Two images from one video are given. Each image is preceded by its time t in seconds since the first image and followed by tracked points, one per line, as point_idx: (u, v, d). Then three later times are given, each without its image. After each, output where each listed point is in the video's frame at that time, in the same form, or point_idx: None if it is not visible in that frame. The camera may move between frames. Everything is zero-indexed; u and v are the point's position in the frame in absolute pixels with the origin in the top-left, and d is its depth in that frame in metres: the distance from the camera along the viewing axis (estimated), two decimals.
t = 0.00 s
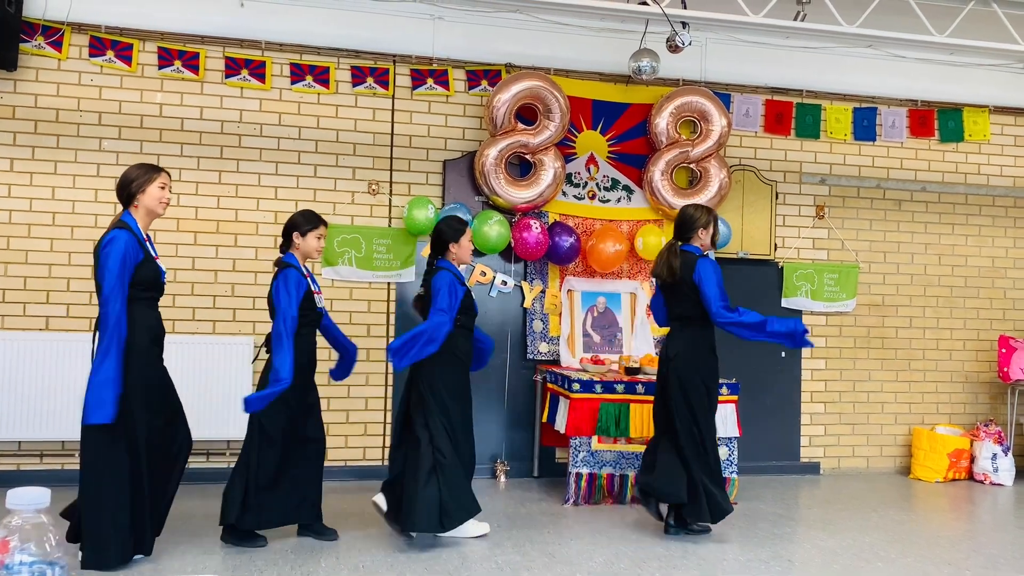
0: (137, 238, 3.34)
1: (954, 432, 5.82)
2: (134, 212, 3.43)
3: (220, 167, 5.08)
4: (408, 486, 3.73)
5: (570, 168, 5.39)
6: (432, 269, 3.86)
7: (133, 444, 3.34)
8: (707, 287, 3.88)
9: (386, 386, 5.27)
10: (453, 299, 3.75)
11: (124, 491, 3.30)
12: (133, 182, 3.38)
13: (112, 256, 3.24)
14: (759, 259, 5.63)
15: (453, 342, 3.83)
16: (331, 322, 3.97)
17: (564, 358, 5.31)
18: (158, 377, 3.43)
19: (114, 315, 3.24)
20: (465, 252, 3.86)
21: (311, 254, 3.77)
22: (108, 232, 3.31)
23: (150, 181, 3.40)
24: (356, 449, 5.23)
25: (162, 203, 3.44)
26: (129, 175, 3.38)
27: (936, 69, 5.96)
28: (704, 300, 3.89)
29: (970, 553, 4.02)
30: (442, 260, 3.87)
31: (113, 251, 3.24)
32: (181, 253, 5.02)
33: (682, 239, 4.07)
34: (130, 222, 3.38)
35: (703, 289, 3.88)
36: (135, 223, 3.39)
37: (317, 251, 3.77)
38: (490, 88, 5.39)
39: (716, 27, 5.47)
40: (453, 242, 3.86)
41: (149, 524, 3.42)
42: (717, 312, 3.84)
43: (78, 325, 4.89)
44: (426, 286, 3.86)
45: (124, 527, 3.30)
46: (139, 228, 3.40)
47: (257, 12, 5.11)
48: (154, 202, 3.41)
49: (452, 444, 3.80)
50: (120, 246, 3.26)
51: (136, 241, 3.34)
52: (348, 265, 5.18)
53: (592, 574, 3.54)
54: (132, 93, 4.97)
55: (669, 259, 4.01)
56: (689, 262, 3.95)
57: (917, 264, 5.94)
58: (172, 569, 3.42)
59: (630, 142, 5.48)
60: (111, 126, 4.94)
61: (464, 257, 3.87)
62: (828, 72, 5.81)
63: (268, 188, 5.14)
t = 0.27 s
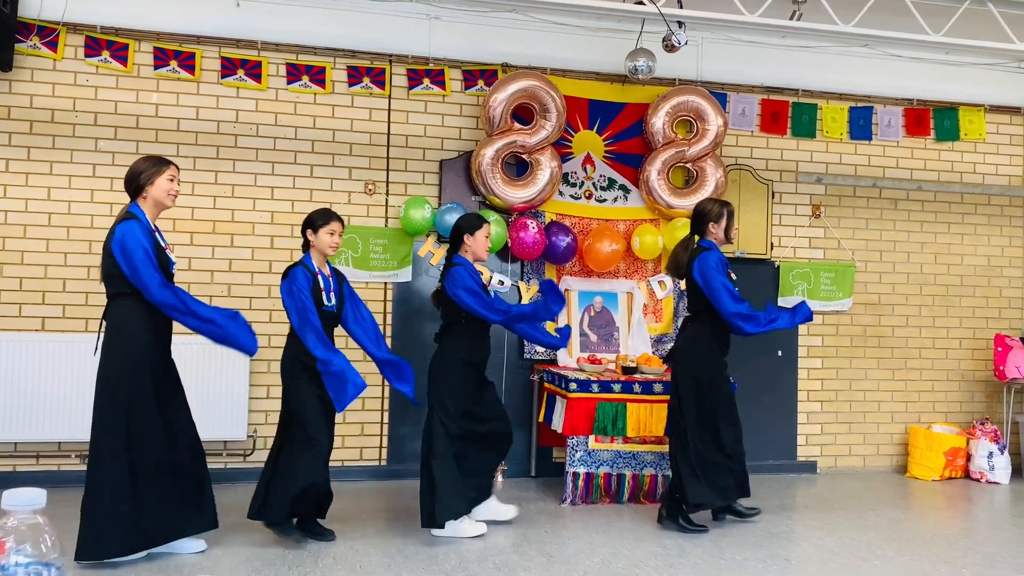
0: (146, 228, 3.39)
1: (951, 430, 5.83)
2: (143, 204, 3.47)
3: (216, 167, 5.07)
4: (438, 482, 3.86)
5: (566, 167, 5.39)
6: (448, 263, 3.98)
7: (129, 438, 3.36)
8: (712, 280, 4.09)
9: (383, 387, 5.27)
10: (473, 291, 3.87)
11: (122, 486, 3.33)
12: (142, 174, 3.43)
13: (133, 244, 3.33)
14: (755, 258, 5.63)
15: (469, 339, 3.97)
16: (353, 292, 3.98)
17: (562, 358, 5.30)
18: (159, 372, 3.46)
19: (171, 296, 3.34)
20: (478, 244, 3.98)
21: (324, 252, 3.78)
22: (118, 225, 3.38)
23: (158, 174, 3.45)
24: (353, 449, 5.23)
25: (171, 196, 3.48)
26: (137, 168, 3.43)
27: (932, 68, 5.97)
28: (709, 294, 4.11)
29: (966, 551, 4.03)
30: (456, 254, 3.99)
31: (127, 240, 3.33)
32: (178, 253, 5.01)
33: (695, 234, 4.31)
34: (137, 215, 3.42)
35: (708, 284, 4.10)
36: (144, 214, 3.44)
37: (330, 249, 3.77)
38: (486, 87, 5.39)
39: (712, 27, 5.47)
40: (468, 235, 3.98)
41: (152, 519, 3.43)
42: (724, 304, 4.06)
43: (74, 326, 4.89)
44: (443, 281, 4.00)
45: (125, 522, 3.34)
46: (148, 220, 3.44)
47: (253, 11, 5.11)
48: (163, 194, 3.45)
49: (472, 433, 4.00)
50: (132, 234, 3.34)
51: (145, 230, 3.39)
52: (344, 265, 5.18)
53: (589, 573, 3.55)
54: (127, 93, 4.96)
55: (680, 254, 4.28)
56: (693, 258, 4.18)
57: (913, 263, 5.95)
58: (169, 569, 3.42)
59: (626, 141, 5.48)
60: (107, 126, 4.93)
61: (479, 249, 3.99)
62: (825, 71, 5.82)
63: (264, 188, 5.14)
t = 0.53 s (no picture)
0: (160, 231, 3.38)
1: (946, 430, 5.84)
2: (157, 206, 3.46)
3: (212, 168, 5.07)
4: (458, 478, 4.00)
5: (562, 167, 5.39)
6: (475, 271, 4.08)
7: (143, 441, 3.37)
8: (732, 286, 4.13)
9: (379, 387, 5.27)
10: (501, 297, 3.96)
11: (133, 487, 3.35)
12: (155, 176, 3.42)
13: (145, 248, 3.32)
14: (751, 258, 5.64)
15: (498, 344, 4.04)
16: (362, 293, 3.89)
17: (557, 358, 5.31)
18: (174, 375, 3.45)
19: (185, 295, 3.39)
20: (503, 249, 4.08)
21: (339, 256, 3.76)
22: (132, 227, 3.37)
23: (172, 176, 3.44)
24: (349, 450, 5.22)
25: (185, 197, 3.47)
26: (152, 170, 3.42)
27: (927, 68, 5.99)
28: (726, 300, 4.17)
29: (961, 550, 4.04)
30: (483, 261, 4.11)
31: (141, 243, 3.32)
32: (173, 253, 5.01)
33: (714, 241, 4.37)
34: (152, 216, 3.41)
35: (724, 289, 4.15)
36: (157, 215, 3.42)
37: (347, 253, 3.76)
38: (482, 88, 5.39)
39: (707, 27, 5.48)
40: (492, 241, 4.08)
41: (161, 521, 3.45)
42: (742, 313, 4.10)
43: (69, 327, 4.88)
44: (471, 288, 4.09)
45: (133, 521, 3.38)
46: (161, 222, 3.43)
47: (248, 12, 5.10)
48: (177, 196, 3.45)
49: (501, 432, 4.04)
50: (144, 236, 3.33)
51: (157, 231, 3.38)
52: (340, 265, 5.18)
53: (585, 573, 3.55)
54: (122, 93, 4.95)
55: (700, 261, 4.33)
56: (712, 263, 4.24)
57: (909, 262, 5.96)
58: (164, 570, 3.42)
59: (622, 142, 5.48)
60: (102, 126, 4.92)
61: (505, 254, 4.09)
62: (820, 71, 5.83)
63: (260, 188, 5.13)
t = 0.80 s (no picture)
0: (176, 240, 3.35)
1: (939, 430, 5.86)
2: (172, 215, 3.45)
3: (206, 168, 5.06)
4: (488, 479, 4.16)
5: (557, 168, 5.40)
6: (502, 274, 4.19)
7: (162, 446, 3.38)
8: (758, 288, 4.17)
9: (374, 388, 5.27)
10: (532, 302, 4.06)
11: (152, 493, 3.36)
12: (169, 185, 3.41)
13: (159, 261, 3.27)
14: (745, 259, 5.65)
15: (525, 346, 4.17)
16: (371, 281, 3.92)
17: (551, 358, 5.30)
18: (189, 380, 3.39)
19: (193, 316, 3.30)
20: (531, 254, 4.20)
21: (361, 256, 3.75)
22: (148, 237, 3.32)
23: (187, 184, 3.45)
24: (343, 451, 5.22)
25: (200, 204, 3.49)
26: (165, 179, 3.41)
27: (920, 70, 6.00)
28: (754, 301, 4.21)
29: (954, 550, 4.05)
30: (509, 264, 4.21)
31: (156, 256, 3.27)
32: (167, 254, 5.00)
33: (735, 245, 4.42)
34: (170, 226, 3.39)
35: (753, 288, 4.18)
36: (174, 223, 3.41)
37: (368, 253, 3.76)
38: (477, 88, 5.39)
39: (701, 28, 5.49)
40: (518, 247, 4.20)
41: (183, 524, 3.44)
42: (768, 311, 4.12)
43: (62, 328, 4.86)
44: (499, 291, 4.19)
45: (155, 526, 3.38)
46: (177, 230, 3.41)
47: (242, 12, 5.10)
48: (192, 203, 3.46)
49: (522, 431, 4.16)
50: (160, 249, 3.28)
51: (171, 243, 3.33)
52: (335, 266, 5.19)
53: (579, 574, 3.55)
54: (116, 94, 4.94)
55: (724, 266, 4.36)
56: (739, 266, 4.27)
57: (902, 264, 5.98)
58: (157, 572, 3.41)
59: (617, 143, 5.49)
60: (96, 127, 4.91)
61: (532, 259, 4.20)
62: (813, 73, 5.84)
63: (254, 189, 5.12)
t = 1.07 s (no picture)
0: (197, 233, 3.34)
1: (928, 432, 5.89)
2: (187, 208, 3.43)
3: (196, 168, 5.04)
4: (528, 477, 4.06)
5: (548, 170, 5.40)
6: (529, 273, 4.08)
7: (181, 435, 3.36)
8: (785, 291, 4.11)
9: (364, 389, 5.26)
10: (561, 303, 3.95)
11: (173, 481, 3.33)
12: (183, 180, 3.38)
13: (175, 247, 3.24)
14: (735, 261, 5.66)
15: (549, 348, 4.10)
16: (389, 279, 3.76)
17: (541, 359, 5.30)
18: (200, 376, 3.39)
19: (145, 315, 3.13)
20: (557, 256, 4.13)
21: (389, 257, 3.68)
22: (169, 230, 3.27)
23: (200, 177, 3.44)
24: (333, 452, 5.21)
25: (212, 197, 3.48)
26: (177, 174, 3.38)
27: (910, 74, 6.03)
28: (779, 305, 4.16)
29: (942, 551, 4.07)
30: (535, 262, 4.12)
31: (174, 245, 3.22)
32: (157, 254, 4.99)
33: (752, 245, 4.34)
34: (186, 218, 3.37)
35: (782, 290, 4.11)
36: (190, 217, 3.40)
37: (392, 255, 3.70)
38: (468, 90, 5.39)
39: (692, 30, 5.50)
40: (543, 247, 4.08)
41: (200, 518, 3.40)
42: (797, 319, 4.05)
43: (51, 328, 4.83)
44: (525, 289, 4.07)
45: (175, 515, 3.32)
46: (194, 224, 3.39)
47: (233, 11, 5.08)
48: (205, 197, 3.45)
49: (544, 428, 4.06)
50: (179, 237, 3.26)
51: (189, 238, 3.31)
52: (325, 267, 5.18)
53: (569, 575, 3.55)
54: (106, 93, 4.92)
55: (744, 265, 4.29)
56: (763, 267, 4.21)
57: (891, 266, 6.01)
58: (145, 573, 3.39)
59: (608, 144, 5.50)
60: (85, 126, 4.89)
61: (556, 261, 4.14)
62: (803, 75, 5.87)
63: (244, 189, 5.11)
